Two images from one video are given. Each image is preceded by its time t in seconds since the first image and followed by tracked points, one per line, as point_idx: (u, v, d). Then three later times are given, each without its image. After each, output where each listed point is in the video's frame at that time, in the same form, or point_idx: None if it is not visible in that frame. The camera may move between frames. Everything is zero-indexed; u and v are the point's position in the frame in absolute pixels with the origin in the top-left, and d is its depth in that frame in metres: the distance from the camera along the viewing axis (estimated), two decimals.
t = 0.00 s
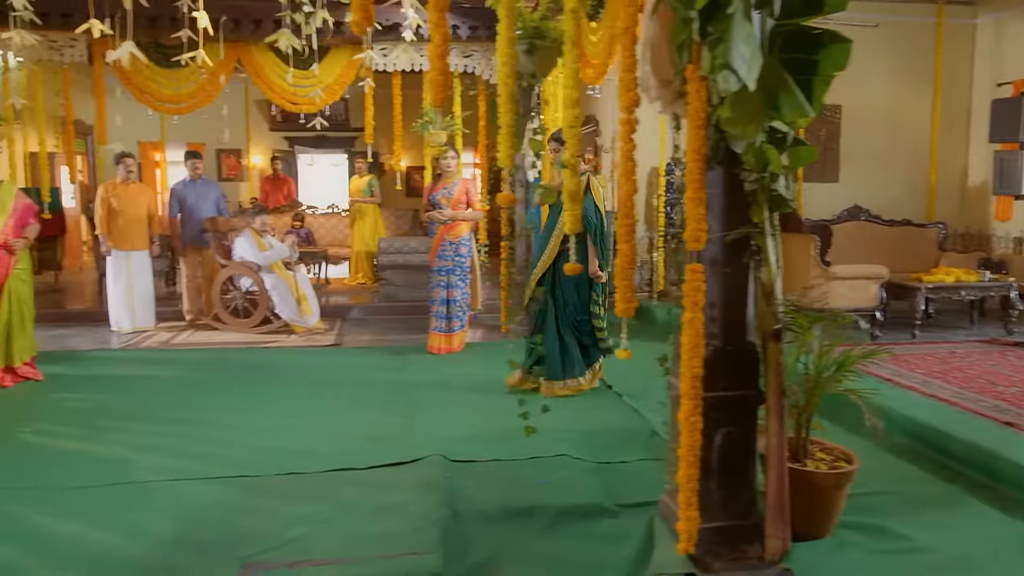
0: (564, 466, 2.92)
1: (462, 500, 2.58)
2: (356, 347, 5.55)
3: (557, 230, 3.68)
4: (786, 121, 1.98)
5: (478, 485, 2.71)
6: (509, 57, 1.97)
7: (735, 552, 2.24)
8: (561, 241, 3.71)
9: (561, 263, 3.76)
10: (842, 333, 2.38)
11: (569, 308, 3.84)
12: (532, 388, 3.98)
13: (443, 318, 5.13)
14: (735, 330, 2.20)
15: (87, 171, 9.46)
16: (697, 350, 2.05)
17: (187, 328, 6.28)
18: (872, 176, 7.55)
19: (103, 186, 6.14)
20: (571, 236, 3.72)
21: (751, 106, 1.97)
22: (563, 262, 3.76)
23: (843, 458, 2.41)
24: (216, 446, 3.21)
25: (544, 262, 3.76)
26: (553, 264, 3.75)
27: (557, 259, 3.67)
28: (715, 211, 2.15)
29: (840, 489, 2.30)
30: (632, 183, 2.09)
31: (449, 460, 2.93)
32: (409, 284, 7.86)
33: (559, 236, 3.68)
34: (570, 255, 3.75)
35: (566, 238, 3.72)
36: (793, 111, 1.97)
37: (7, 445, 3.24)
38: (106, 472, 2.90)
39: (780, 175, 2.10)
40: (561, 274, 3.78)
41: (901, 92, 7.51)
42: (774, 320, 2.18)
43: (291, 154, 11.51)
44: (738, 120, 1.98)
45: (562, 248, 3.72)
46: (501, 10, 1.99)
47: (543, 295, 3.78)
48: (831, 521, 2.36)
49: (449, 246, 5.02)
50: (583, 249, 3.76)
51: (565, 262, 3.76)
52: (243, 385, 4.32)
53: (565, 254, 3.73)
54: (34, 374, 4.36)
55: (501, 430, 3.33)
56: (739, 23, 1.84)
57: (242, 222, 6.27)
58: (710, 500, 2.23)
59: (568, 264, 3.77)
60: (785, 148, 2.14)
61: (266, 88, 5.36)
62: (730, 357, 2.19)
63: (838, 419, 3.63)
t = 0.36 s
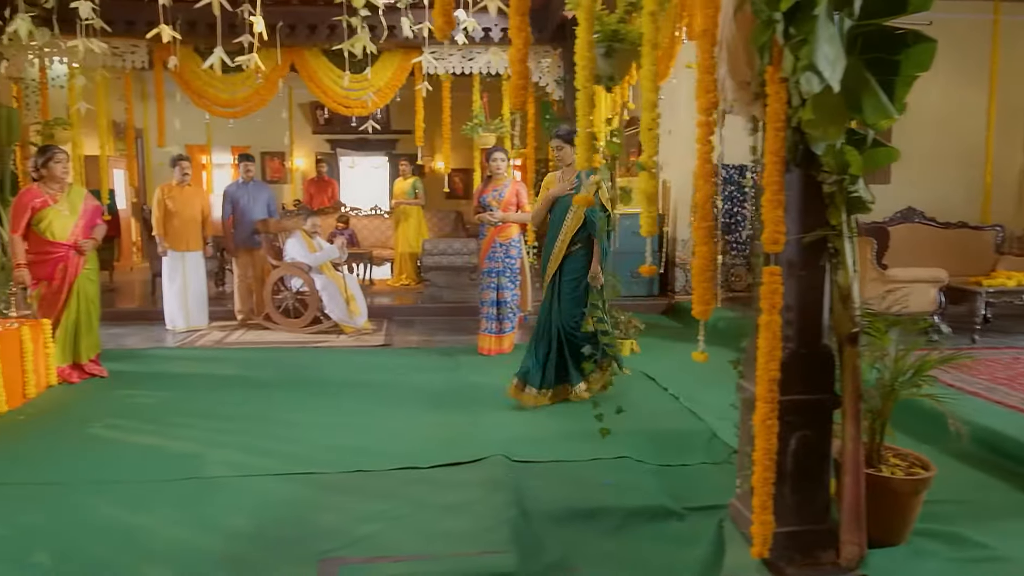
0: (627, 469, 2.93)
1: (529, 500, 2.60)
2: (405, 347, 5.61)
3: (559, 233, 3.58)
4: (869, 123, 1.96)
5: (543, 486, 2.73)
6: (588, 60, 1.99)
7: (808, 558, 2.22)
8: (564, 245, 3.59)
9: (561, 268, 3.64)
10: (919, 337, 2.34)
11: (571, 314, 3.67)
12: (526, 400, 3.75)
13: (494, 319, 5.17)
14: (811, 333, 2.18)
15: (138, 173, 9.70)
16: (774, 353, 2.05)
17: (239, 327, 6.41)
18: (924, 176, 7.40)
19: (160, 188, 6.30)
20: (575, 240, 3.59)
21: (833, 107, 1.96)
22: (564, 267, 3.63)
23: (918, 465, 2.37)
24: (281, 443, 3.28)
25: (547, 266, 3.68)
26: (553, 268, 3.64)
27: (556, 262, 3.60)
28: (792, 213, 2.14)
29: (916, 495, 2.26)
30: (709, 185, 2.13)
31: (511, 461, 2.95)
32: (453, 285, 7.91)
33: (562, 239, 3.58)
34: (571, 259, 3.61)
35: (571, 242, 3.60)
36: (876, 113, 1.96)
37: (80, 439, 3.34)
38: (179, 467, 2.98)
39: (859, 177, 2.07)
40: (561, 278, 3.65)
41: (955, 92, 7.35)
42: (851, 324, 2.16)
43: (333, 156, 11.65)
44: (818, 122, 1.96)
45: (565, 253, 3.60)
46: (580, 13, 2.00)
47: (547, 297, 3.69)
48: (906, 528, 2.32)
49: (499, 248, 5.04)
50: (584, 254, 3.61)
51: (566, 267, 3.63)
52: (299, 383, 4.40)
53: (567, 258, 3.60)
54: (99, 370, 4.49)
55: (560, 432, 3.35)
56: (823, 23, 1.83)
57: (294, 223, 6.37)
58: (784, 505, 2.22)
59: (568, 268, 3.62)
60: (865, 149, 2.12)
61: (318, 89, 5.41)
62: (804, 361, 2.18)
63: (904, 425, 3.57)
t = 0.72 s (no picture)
0: (681, 472, 2.92)
1: (587, 501, 2.61)
2: (446, 348, 5.64)
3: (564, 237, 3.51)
4: (943, 124, 1.93)
5: (599, 487, 2.73)
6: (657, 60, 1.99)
7: (874, 562, 2.20)
8: (568, 250, 3.53)
9: (563, 277, 3.56)
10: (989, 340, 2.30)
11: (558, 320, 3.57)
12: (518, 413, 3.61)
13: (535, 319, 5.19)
14: (879, 335, 2.16)
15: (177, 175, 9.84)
16: (843, 353, 2.04)
17: (279, 327, 6.49)
18: (968, 177, 7.26)
19: (204, 190, 6.41)
20: (581, 245, 3.53)
21: (906, 107, 1.93)
22: (568, 275, 3.55)
23: (986, 470, 2.34)
24: (334, 442, 3.33)
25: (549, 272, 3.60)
26: (558, 273, 3.56)
27: (561, 265, 3.53)
28: (860, 215, 2.11)
29: (985, 501, 2.23)
30: (777, 188, 2.13)
31: (565, 461, 2.96)
32: (488, 286, 7.94)
33: (569, 243, 3.52)
34: (576, 265, 3.54)
35: (575, 248, 3.54)
36: (950, 114, 1.93)
37: (137, 435, 3.41)
38: (237, 463, 3.03)
39: (931, 178, 2.05)
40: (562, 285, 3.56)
41: (1001, 90, 7.20)
42: (920, 326, 2.13)
43: (366, 158, 11.73)
44: (891, 122, 1.94)
45: (569, 258, 3.54)
46: (649, 15, 2.01)
47: (545, 310, 3.57)
48: (974, 534, 2.29)
49: (540, 250, 5.02)
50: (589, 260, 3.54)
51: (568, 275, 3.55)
52: (344, 383, 4.45)
53: (572, 263, 3.54)
54: (150, 368, 4.59)
55: (610, 433, 3.35)
56: (898, 23, 1.80)
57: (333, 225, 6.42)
58: (849, 508, 2.20)
59: (570, 276, 3.55)
60: (935, 150, 2.09)
61: (360, 92, 5.46)
62: (872, 363, 2.16)
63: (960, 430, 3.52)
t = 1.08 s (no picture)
0: (734, 475, 2.89)
1: (642, 504, 2.61)
2: (485, 348, 5.65)
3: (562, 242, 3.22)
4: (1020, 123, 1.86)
5: (654, 490, 2.72)
6: (724, 60, 2.03)
7: (940, 568, 2.17)
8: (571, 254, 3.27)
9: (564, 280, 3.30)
10: None
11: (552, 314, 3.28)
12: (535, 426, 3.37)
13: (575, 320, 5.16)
14: (947, 337, 2.13)
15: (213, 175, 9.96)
16: (912, 355, 2.02)
17: (318, 326, 6.56)
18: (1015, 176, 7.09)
19: (245, 190, 6.51)
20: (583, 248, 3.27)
21: (981, 105, 1.88)
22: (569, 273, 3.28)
23: None
24: (384, 440, 3.36)
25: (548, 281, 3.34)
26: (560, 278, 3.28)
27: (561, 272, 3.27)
28: (928, 215, 2.08)
29: None
30: (841, 187, 2.11)
31: (617, 463, 2.96)
32: (523, 286, 7.93)
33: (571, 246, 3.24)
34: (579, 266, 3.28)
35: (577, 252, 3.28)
36: None
37: (190, 432, 3.47)
38: (291, 461, 3.07)
39: (1002, 178, 2.00)
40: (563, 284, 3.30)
41: None
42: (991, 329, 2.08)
43: (398, 157, 11.78)
44: (963, 121, 1.88)
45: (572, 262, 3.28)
46: (717, 16, 2.04)
47: (540, 308, 3.32)
48: None
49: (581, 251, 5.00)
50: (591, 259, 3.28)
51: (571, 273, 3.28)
52: (387, 382, 4.49)
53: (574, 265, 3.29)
54: (197, 366, 4.67)
55: (659, 435, 3.35)
56: (975, 21, 1.73)
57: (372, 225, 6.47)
58: (915, 512, 2.17)
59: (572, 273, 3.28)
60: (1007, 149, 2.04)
61: (400, 92, 5.49)
62: (939, 366, 2.14)
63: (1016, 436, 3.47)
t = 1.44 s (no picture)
0: (788, 478, 2.88)
1: (697, 506, 2.60)
2: (523, 348, 5.67)
3: (570, 245, 3.12)
4: None
5: (707, 493, 2.71)
6: (789, 59, 2.00)
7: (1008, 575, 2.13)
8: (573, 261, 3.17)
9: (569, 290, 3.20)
10: None
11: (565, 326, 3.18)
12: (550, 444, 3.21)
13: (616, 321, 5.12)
14: (1017, 340, 2.07)
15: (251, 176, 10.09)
16: (982, 359, 1.98)
17: (356, 325, 6.63)
18: None
19: (285, 190, 6.60)
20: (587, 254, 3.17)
21: None
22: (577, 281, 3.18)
23: None
24: (431, 439, 3.39)
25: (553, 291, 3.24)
26: (562, 285, 3.19)
27: (565, 279, 3.17)
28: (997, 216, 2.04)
29: None
30: (907, 188, 2.07)
31: (667, 466, 2.97)
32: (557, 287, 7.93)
33: (572, 252, 3.14)
34: (584, 274, 3.17)
35: (580, 258, 3.18)
36: None
37: (242, 429, 3.54)
38: (342, 458, 3.12)
39: None
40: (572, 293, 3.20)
41: None
42: None
43: (430, 158, 11.83)
44: None
45: (575, 269, 3.18)
46: (782, 15, 2.01)
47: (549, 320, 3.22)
48: None
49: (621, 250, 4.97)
50: (598, 267, 3.18)
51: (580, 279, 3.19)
52: (429, 381, 4.52)
53: (579, 273, 3.18)
54: (242, 364, 4.76)
55: (706, 439, 3.36)
56: None
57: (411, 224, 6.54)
58: (983, 519, 2.13)
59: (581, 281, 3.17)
60: None
61: (439, 92, 5.52)
62: (1009, 370, 2.09)
63: None
